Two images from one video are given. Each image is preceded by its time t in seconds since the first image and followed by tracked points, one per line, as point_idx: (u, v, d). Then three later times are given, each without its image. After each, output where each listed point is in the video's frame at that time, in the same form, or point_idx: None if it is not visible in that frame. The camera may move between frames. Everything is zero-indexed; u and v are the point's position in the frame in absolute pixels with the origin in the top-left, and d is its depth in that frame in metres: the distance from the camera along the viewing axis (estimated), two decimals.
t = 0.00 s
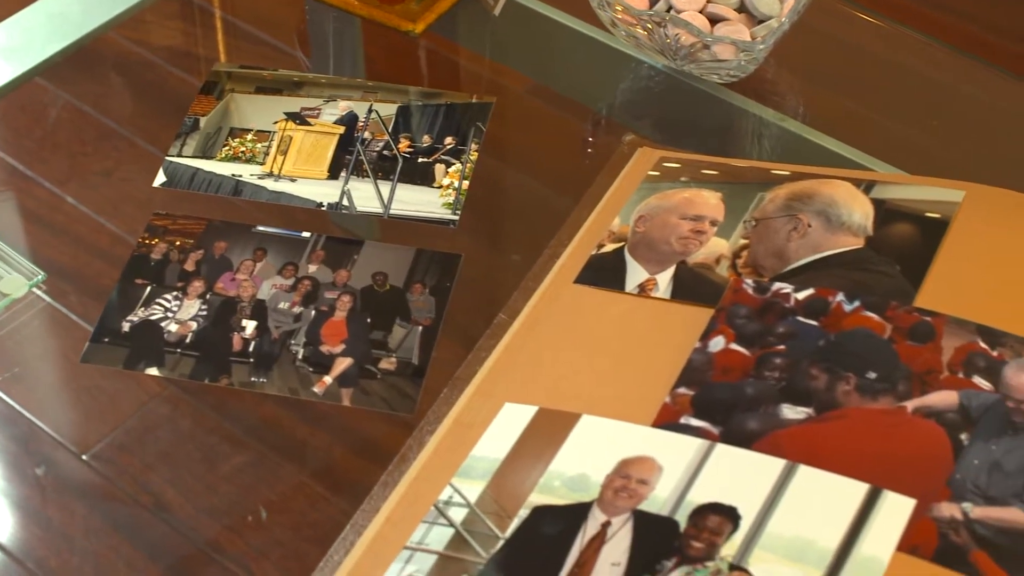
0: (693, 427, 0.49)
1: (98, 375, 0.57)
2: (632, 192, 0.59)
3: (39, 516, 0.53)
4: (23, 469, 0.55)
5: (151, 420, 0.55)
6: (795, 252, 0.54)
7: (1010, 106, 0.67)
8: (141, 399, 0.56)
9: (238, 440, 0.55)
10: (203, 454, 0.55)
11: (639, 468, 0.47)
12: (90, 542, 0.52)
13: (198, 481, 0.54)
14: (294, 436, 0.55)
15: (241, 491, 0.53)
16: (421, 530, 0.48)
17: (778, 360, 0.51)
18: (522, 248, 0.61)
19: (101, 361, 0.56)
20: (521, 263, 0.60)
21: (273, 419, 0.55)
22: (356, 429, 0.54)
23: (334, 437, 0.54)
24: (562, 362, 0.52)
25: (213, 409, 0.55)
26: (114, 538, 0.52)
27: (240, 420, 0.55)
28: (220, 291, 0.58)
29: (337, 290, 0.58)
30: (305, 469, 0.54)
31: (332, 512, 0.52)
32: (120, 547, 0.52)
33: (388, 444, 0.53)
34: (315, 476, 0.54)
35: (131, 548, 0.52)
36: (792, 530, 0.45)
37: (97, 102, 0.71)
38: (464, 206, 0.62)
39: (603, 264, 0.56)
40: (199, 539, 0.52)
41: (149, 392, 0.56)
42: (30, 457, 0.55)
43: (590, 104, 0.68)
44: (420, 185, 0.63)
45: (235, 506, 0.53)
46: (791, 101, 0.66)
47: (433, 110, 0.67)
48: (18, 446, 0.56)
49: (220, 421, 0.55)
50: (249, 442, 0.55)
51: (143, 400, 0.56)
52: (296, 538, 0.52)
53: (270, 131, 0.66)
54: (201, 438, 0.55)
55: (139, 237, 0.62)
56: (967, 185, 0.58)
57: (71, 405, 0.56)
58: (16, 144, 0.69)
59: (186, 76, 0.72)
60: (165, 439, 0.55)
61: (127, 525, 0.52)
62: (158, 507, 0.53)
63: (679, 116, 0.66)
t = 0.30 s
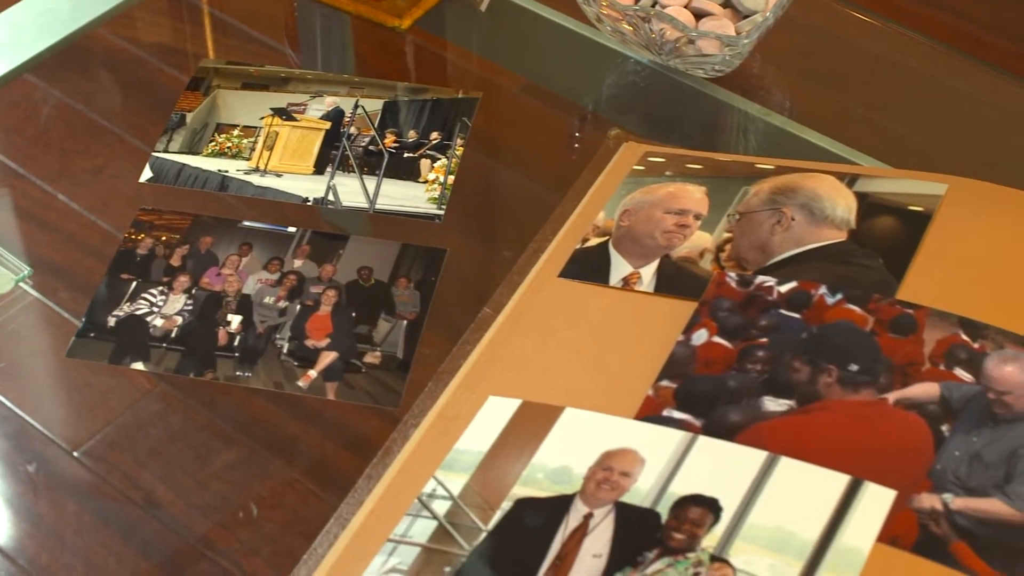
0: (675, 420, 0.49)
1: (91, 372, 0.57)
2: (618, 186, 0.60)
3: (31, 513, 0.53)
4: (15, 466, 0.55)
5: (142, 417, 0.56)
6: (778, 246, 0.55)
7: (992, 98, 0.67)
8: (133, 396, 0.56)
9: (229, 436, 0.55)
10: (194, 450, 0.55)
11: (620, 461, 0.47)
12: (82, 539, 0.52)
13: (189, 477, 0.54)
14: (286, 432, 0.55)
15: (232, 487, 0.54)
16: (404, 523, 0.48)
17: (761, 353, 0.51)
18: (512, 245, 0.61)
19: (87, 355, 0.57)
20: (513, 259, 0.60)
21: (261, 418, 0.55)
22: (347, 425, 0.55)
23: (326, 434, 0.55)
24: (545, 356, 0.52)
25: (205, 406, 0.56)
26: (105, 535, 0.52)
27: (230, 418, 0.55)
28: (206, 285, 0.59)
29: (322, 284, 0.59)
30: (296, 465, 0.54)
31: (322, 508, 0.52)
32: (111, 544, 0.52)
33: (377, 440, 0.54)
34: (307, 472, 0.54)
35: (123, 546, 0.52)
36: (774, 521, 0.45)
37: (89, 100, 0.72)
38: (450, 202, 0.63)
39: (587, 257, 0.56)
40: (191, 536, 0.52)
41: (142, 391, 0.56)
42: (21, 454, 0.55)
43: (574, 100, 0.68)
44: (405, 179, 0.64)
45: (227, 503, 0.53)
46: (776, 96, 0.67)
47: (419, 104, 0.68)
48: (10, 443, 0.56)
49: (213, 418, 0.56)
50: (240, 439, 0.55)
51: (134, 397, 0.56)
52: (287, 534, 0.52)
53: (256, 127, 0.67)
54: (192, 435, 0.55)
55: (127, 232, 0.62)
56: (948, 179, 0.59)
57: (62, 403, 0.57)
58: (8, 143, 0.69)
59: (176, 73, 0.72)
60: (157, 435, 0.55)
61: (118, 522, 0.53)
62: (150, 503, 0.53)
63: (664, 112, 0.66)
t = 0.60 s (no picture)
0: (659, 413, 0.49)
1: (82, 367, 0.57)
2: (603, 181, 0.60)
3: (23, 510, 0.53)
4: (6, 463, 0.55)
5: (133, 413, 0.56)
6: (762, 240, 0.55)
7: (974, 91, 0.67)
8: (123, 392, 0.57)
9: (220, 433, 0.55)
10: (185, 446, 0.55)
11: (603, 453, 0.47)
12: (73, 535, 0.52)
13: (180, 473, 0.54)
14: (275, 428, 0.55)
15: (223, 483, 0.54)
16: (388, 516, 0.48)
17: (744, 346, 0.51)
18: (501, 240, 0.61)
19: (73, 350, 0.57)
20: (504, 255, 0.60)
21: (252, 414, 0.55)
22: (337, 421, 0.55)
23: (317, 430, 0.55)
24: (530, 349, 0.53)
25: (195, 401, 0.56)
26: (96, 531, 0.52)
27: (220, 414, 0.56)
28: (192, 280, 0.59)
29: (308, 279, 0.59)
30: (286, 461, 0.54)
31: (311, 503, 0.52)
32: (102, 539, 0.52)
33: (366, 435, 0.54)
34: (297, 467, 0.54)
35: (114, 542, 0.52)
36: (756, 514, 0.45)
37: (80, 97, 0.72)
38: (435, 196, 0.64)
39: (572, 251, 0.56)
40: (182, 531, 0.52)
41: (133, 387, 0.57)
42: (12, 450, 0.56)
43: (562, 94, 0.69)
44: (391, 174, 0.65)
45: (218, 498, 0.53)
46: (763, 91, 0.67)
47: (406, 100, 0.69)
48: (3, 440, 0.56)
49: (204, 414, 0.56)
50: (230, 435, 0.55)
51: (125, 393, 0.56)
52: (278, 529, 0.52)
53: (243, 122, 0.67)
54: (183, 431, 0.55)
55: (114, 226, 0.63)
56: (932, 173, 0.59)
57: (53, 399, 0.57)
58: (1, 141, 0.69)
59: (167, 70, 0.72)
60: (147, 432, 0.56)
61: (108, 517, 0.53)
62: (140, 499, 0.53)
63: (651, 107, 0.66)
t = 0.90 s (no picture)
0: (643, 406, 0.49)
1: (73, 364, 0.58)
2: (590, 176, 0.60)
3: (15, 506, 0.53)
4: None
5: (125, 409, 0.56)
6: (749, 235, 0.55)
7: (961, 85, 0.68)
8: (114, 388, 0.57)
9: (211, 429, 0.55)
10: (177, 442, 0.55)
11: (588, 446, 0.47)
12: (64, 531, 0.52)
13: (171, 469, 0.54)
14: (266, 425, 0.55)
15: (213, 479, 0.54)
16: (373, 509, 0.48)
17: (729, 340, 0.51)
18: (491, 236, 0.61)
19: (61, 343, 0.58)
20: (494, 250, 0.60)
21: (245, 411, 0.56)
22: (327, 416, 0.55)
23: (308, 425, 0.55)
24: (516, 343, 0.53)
25: (186, 397, 0.56)
26: (87, 527, 0.52)
27: (212, 410, 0.56)
28: (180, 274, 0.60)
29: (295, 273, 0.60)
30: (277, 457, 0.54)
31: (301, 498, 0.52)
32: (93, 535, 0.52)
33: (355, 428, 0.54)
34: (288, 463, 0.54)
35: (106, 537, 0.52)
36: (740, 507, 0.45)
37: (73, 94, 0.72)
38: (422, 190, 0.64)
39: (558, 246, 0.57)
40: (173, 527, 0.52)
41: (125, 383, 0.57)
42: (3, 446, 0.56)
43: (550, 90, 0.69)
44: (378, 169, 0.65)
45: (208, 495, 0.53)
46: (752, 87, 0.67)
47: (393, 95, 0.69)
48: None
49: (195, 410, 0.56)
50: (221, 431, 0.55)
51: (117, 389, 0.57)
52: (268, 525, 0.52)
53: (232, 117, 0.68)
54: (174, 427, 0.55)
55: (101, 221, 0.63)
56: (918, 168, 0.59)
57: (45, 395, 0.57)
58: None
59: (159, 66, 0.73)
60: (138, 429, 0.56)
61: (99, 513, 0.53)
62: (132, 495, 0.53)
63: (639, 102, 0.67)
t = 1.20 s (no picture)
0: (628, 399, 0.49)
1: (65, 360, 0.58)
2: (577, 170, 0.61)
3: (7, 503, 0.53)
4: None
5: (117, 406, 0.56)
6: (734, 229, 0.56)
7: (951, 82, 0.68)
8: (105, 383, 0.57)
9: (203, 425, 0.55)
10: (168, 438, 0.55)
11: (573, 439, 0.47)
12: (56, 527, 0.52)
13: (163, 465, 0.54)
14: (258, 421, 0.55)
15: (205, 475, 0.54)
16: (359, 501, 0.48)
17: (714, 333, 0.51)
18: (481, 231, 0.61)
19: (49, 338, 0.58)
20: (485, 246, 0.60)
21: (238, 407, 0.56)
22: (318, 411, 0.55)
23: (300, 421, 0.55)
24: (501, 336, 0.53)
25: (177, 393, 0.56)
26: (79, 522, 0.52)
27: (203, 406, 0.56)
28: (167, 269, 0.60)
29: (282, 267, 0.60)
30: (269, 453, 0.54)
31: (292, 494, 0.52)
32: (85, 530, 0.52)
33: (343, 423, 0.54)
34: (279, 459, 0.54)
35: (97, 533, 0.52)
36: (723, 499, 0.45)
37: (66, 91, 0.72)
38: (410, 185, 0.64)
39: (544, 240, 0.57)
40: (164, 522, 0.52)
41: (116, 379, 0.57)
42: None
43: (540, 86, 0.70)
44: (366, 164, 0.65)
45: (200, 490, 0.53)
46: (740, 82, 0.68)
47: (381, 90, 0.69)
48: None
49: (187, 406, 0.56)
50: (213, 427, 0.55)
51: (108, 385, 0.57)
52: (259, 520, 0.52)
53: (220, 112, 0.68)
54: (166, 424, 0.56)
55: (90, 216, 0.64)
56: (902, 162, 0.59)
57: (38, 392, 0.57)
58: None
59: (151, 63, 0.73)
60: (130, 425, 0.56)
61: (91, 509, 0.53)
62: (123, 491, 0.53)
63: (627, 98, 0.67)
